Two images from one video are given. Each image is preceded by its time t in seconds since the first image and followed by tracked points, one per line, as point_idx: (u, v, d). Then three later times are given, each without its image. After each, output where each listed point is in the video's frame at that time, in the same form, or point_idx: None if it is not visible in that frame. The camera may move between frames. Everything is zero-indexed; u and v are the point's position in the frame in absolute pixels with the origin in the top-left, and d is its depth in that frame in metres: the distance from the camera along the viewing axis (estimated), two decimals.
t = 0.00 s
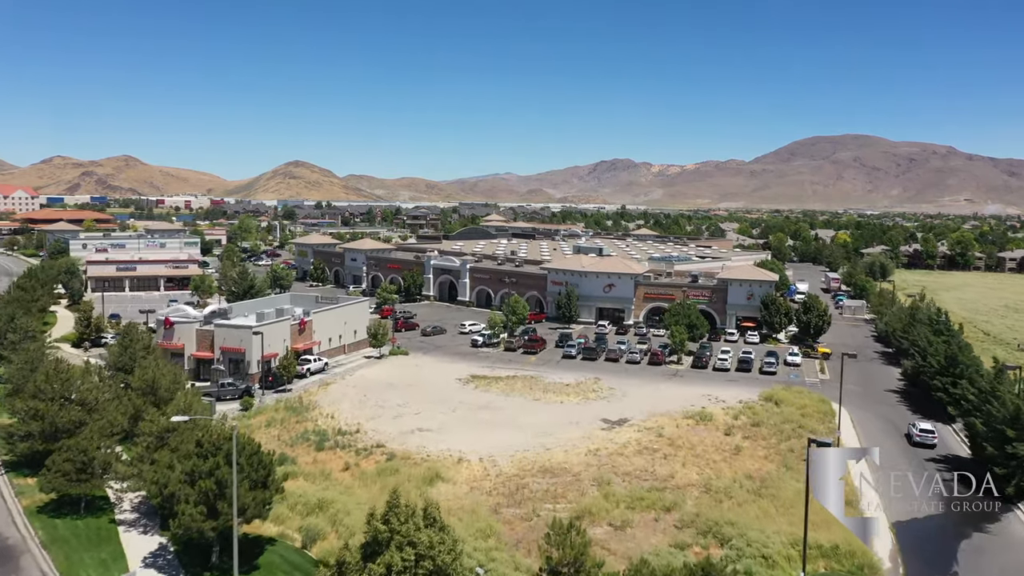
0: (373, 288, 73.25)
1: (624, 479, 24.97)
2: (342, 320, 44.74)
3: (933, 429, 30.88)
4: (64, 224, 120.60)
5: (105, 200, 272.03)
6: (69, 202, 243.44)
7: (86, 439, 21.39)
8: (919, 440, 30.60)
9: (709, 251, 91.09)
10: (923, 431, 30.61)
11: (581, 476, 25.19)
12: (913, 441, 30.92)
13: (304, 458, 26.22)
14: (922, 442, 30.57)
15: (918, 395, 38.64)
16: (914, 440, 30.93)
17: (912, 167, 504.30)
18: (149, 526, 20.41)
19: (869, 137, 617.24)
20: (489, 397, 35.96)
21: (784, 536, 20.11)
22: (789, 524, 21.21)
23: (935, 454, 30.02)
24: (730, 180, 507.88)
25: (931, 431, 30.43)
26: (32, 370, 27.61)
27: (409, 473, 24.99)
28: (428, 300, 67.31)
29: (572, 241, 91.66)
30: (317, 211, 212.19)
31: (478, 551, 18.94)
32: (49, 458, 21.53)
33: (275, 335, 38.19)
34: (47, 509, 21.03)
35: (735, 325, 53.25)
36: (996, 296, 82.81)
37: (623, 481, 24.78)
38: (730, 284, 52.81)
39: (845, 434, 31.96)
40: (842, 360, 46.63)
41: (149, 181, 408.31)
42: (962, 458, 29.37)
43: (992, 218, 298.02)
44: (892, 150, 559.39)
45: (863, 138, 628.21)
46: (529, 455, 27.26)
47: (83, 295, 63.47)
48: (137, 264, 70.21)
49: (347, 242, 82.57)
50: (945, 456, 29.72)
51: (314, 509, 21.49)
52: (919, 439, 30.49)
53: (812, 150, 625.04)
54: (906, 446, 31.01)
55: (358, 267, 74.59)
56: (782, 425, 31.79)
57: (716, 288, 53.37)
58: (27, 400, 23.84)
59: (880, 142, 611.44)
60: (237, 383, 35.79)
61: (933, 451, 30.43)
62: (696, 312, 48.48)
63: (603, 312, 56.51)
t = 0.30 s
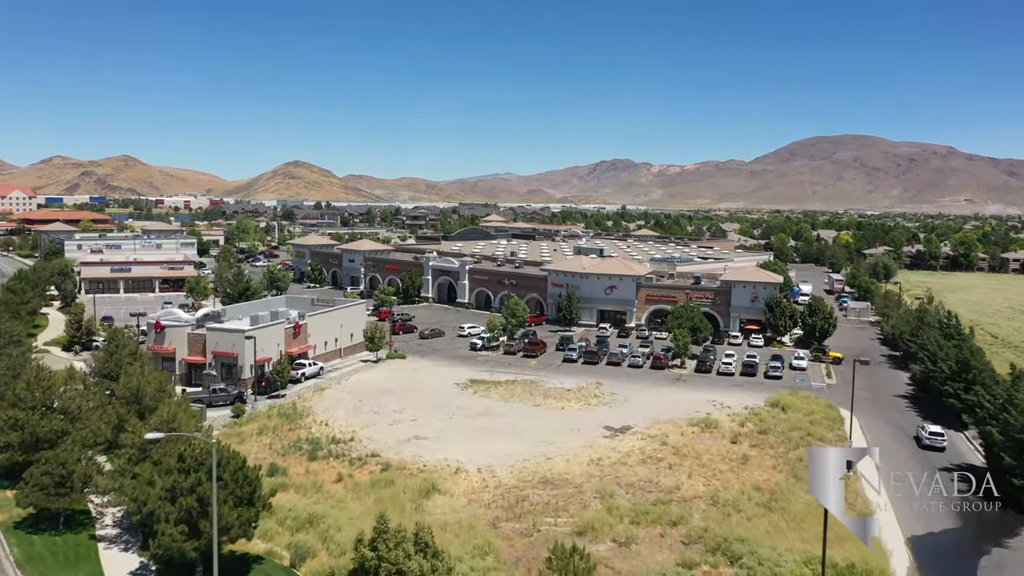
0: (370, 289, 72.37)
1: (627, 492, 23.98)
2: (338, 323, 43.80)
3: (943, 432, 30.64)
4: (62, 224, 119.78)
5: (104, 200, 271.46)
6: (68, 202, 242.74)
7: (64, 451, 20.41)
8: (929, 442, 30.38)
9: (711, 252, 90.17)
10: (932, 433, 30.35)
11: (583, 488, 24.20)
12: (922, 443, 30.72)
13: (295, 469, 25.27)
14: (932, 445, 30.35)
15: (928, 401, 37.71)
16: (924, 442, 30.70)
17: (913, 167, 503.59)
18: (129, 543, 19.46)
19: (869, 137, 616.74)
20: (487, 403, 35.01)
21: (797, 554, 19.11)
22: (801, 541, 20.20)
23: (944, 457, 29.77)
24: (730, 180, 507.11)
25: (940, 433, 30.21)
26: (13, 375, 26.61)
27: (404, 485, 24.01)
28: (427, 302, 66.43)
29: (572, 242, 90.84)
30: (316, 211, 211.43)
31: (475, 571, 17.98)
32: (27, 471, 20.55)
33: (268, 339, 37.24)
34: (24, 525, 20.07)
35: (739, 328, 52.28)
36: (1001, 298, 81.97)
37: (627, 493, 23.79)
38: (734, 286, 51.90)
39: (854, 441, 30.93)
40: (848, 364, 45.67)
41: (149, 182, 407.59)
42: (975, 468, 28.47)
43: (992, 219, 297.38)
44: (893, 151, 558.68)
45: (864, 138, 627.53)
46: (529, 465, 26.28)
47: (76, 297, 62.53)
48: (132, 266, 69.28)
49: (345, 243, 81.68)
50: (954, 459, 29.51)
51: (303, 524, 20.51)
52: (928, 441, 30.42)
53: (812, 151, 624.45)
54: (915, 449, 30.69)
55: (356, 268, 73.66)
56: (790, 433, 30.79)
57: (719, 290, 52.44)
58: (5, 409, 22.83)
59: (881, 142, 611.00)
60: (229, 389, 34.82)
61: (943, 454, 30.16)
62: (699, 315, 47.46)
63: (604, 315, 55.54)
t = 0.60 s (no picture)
0: (368, 291, 71.43)
1: (632, 505, 23.02)
2: (333, 326, 42.86)
3: (953, 436, 30.58)
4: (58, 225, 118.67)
5: (103, 200, 270.42)
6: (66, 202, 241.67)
7: (42, 465, 19.44)
8: (938, 445, 30.31)
9: (713, 253, 89.19)
10: (942, 437, 30.31)
11: (585, 500, 23.25)
12: (932, 446, 30.66)
13: (286, 480, 24.33)
14: (942, 448, 30.25)
15: (940, 408, 36.77)
16: (933, 446, 30.64)
17: (913, 168, 502.50)
18: (109, 562, 18.54)
19: (869, 138, 615.99)
20: (486, 409, 34.07)
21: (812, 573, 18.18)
22: (815, 559, 19.26)
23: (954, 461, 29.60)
24: (731, 181, 505.97)
25: (950, 437, 30.15)
26: None
27: (399, 498, 23.03)
28: (426, 304, 65.46)
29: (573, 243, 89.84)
30: (315, 211, 210.36)
31: None
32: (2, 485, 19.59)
33: (261, 343, 36.30)
34: None
35: (743, 331, 51.29)
36: (1007, 300, 80.99)
37: (631, 507, 22.84)
38: (738, 288, 50.96)
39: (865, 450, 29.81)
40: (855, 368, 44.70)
41: (149, 182, 406.54)
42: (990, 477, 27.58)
43: (994, 219, 296.36)
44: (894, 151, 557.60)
45: (864, 138, 626.53)
46: (529, 476, 25.35)
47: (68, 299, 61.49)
48: (127, 267, 68.27)
49: (343, 244, 80.69)
50: (965, 464, 29.22)
51: (292, 540, 19.56)
52: (939, 445, 30.25)
53: (813, 151, 623.48)
54: (928, 455, 30.22)
55: (353, 269, 72.64)
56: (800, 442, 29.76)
57: (723, 292, 51.50)
58: None
59: (881, 143, 610.18)
60: (221, 395, 33.86)
61: (953, 457, 30.07)
62: (702, 318, 46.46)
63: (605, 318, 54.56)
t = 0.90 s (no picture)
0: (366, 293, 70.33)
1: (636, 521, 21.96)
2: (328, 330, 41.77)
3: (965, 440, 30.00)
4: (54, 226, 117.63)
5: (101, 200, 269.43)
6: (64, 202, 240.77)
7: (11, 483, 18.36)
8: (950, 450, 29.72)
9: (716, 254, 88.07)
10: (954, 441, 29.71)
11: (587, 516, 22.18)
12: (944, 451, 30.07)
13: (274, 494, 23.25)
14: (953, 453, 29.68)
15: (953, 415, 35.64)
16: (945, 450, 30.04)
17: (914, 168, 501.40)
18: None
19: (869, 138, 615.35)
20: (486, 416, 33.01)
21: None
22: None
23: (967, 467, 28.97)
24: (731, 181, 504.89)
25: (962, 441, 29.56)
26: None
27: (392, 513, 21.94)
28: (424, 306, 64.37)
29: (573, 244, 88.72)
30: (315, 211, 209.36)
31: None
32: None
33: (253, 348, 35.24)
34: None
35: (748, 334, 50.20)
36: (1014, 302, 79.87)
37: (636, 523, 21.77)
38: (742, 290, 49.90)
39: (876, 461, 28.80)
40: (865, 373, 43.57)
41: (148, 182, 405.46)
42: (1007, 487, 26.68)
43: (994, 220, 295.36)
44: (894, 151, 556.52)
45: (864, 138, 625.42)
46: (529, 489, 24.28)
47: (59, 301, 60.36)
48: (120, 268, 67.18)
49: (340, 245, 79.56)
50: (979, 471, 28.53)
51: (277, 561, 18.50)
52: (951, 450, 29.65)
53: (813, 151, 622.47)
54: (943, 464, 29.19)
55: (350, 271, 71.48)
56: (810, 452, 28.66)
57: (727, 295, 50.47)
58: None
59: (881, 143, 609.44)
60: (210, 402, 32.77)
61: (965, 462, 29.51)
62: (706, 321, 45.37)
63: (607, 320, 53.47)
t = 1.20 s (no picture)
0: (364, 295, 69.33)
1: (641, 537, 20.97)
2: (324, 333, 40.79)
3: (976, 445, 29.43)
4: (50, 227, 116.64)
5: (100, 199, 268.34)
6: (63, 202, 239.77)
7: None
8: (961, 454, 29.13)
9: (718, 255, 87.11)
10: (965, 445, 29.11)
11: (589, 531, 21.22)
12: (955, 455, 29.48)
13: (262, 508, 22.23)
14: (965, 457, 29.11)
15: (965, 422, 34.64)
16: (956, 454, 29.45)
17: (914, 168, 500.62)
18: None
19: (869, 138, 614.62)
20: (484, 423, 32.05)
21: None
22: None
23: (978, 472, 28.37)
24: (731, 181, 503.89)
25: (974, 445, 28.98)
26: None
27: (385, 529, 20.95)
28: (422, 308, 63.39)
29: (574, 244, 87.75)
30: (314, 212, 208.41)
31: None
32: None
33: (245, 353, 34.29)
34: None
35: (752, 337, 49.23)
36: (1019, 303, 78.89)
37: (641, 539, 20.80)
38: (746, 292, 48.90)
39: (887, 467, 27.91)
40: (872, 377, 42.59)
41: (148, 182, 404.39)
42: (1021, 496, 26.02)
43: (995, 220, 294.60)
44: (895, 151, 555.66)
45: (865, 139, 624.69)
46: (528, 502, 23.30)
47: (52, 303, 59.35)
48: (113, 269, 66.18)
49: (338, 246, 78.57)
50: (990, 476, 27.94)
51: None
52: (962, 455, 29.07)
53: (814, 151, 621.62)
54: (957, 472, 28.29)
55: (348, 272, 70.50)
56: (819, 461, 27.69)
57: (731, 297, 49.49)
58: None
59: (881, 143, 608.66)
60: (201, 409, 31.85)
61: (976, 466, 28.93)
62: (711, 325, 44.34)
63: (608, 323, 52.48)
